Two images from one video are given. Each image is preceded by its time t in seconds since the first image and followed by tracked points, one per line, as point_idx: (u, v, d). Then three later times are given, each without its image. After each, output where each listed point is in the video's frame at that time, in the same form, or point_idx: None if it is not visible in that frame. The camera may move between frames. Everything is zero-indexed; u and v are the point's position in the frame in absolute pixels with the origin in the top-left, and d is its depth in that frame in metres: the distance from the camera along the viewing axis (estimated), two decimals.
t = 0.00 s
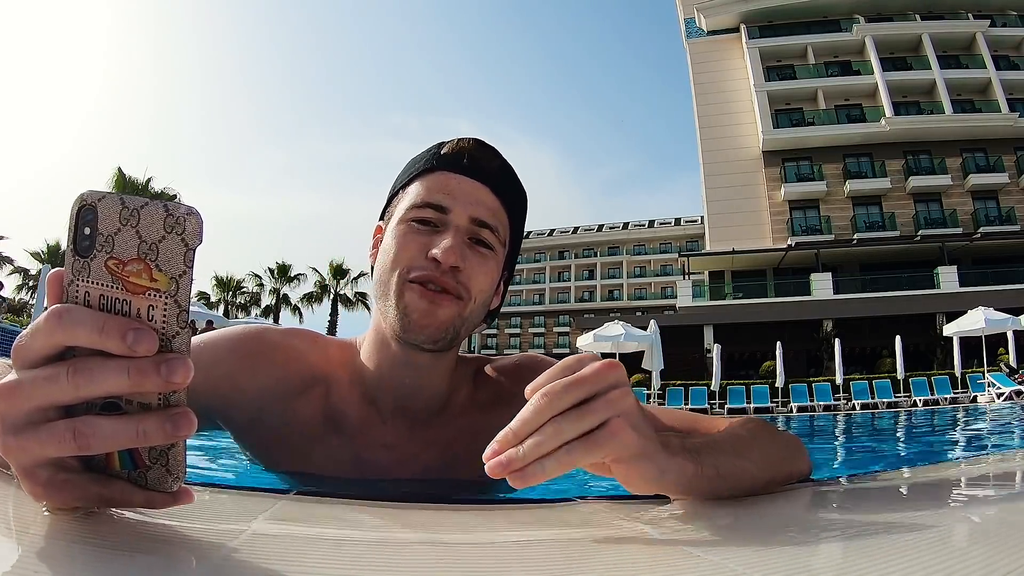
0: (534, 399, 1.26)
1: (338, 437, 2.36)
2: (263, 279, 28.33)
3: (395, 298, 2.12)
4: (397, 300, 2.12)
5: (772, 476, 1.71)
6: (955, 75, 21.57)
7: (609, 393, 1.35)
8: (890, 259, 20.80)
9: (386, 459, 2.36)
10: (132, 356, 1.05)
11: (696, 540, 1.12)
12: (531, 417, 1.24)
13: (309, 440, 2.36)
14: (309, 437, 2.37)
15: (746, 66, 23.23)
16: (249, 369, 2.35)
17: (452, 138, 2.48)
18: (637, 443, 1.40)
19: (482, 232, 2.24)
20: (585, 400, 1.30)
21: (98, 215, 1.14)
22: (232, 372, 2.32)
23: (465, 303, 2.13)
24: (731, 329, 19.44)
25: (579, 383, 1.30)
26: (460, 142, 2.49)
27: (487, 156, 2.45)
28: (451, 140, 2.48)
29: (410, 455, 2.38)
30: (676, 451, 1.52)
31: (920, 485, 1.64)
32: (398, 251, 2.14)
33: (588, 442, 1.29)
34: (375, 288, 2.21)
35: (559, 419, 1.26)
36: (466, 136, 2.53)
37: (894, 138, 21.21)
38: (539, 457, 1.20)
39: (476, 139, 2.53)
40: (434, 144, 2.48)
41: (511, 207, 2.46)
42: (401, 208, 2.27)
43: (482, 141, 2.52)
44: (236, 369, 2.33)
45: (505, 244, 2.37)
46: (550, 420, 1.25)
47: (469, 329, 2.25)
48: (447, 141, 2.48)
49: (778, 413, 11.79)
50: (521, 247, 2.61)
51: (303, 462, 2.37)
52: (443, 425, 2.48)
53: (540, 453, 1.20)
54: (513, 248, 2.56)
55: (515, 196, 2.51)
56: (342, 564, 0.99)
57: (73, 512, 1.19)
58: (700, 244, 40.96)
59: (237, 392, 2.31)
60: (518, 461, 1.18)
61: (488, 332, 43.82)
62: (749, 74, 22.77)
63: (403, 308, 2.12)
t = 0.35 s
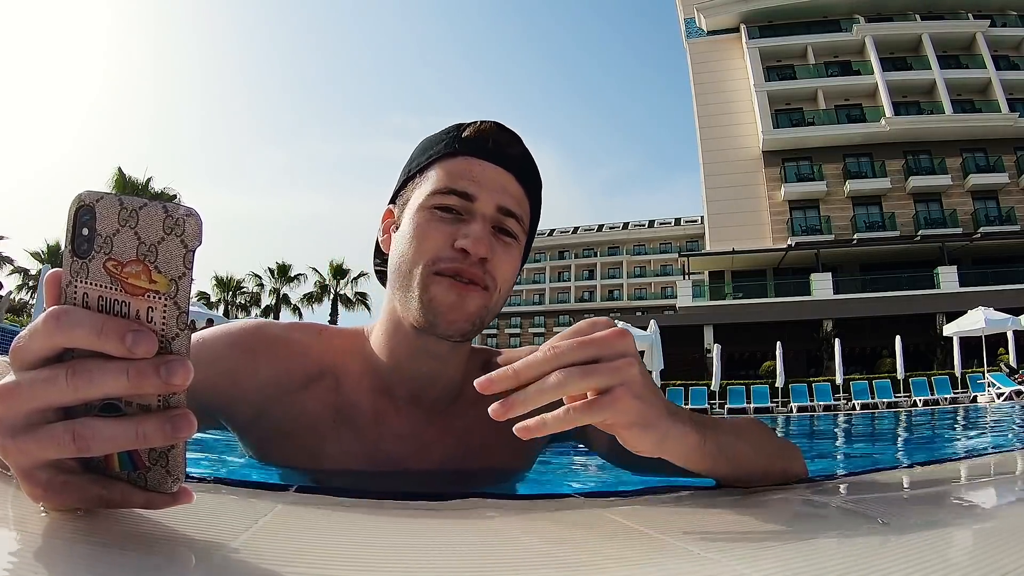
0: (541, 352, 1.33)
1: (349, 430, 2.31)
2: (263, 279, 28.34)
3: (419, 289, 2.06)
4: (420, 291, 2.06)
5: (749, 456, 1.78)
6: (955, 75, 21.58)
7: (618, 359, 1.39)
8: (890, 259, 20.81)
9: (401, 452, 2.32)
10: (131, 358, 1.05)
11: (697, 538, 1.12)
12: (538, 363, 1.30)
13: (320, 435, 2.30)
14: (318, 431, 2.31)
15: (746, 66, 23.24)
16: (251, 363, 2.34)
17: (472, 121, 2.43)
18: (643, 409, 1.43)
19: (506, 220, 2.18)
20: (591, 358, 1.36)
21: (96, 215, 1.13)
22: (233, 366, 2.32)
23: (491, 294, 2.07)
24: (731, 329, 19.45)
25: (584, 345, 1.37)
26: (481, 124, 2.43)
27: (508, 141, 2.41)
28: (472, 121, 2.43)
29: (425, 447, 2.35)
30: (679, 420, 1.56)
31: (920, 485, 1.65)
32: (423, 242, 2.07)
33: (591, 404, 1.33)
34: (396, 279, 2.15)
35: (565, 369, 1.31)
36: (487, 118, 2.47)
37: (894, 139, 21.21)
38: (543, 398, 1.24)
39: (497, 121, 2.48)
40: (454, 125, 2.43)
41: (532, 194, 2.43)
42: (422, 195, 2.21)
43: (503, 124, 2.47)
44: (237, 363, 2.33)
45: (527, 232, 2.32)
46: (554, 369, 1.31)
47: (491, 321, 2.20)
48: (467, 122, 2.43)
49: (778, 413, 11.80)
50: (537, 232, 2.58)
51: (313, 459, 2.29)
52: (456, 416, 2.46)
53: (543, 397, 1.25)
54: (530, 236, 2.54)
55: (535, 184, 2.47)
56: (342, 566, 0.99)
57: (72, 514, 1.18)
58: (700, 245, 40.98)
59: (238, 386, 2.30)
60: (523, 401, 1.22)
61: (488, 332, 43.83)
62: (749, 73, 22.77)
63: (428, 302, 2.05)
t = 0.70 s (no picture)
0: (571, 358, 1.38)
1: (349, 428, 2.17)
2: (263, 279, 28.36)
3: (405, 296, 1.85)
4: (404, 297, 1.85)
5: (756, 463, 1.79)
6: (955, 75, 21.59)
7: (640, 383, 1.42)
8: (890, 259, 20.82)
9: (405, 451, 2.19)
10: (143, 358, 1.05)
11: (699, 541, 1.13)
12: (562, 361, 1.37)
13: (318, 432, 2.16)
14: (317, 429, 2.17)
15: (746, 66, 23.24)
16: (240, 354, 2.20)
17: (450, 81, 2.12)
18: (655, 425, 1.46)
19: (500, 202, 1.90)
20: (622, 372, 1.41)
21: (112, 216, 1.13)
22: (221, 356, 2.18)
23: (488, 292, 1.85)
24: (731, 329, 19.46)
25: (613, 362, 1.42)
26: (461, 84, 2.13)
27: (495, 100, 2.09)
28: (450, 82, 2.12)
29: (431, 448, 2.23)
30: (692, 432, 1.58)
31: (924, 489, 1.66)
32: (404, 238, 1.84)
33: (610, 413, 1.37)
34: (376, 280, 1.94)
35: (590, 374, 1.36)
36: (469, 77, 2.16)
37: (894, 139, 21.23)
38: (563, 391, 1.29)
39: (480, 78, 2.16)
40: (433, 87, 2.13)
41: (532, 160, 2.12)
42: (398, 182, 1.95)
43: (488, 81, 2.15)
44: (225, 353, 2.18)
45: (527, 211, 2.03)
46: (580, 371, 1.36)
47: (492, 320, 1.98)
48: (445, 83, 2.12)
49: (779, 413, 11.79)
50: (541, 202, 2.30)
51: (312, 459, 2.14)
52: (463, 413, 2.34)
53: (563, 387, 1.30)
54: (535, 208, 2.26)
55: (534, 149, 2.15)
56: (352, 564, 1.00)
57: (81, 513, 1.19)
58: (700, 244, 40.99)
59: (228, 380, 2.15)
60: (545, 387, 1.28)
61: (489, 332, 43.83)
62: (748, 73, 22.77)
63: (415, 307, 1.84)
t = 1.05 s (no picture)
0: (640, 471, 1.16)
1: (345, 446, 2.13)
2: (263, 279, 28.36)
3: (416, 346, 1.76)
4: (416, 347, 1.76)
5: (781, 483, 1.69)
6: (955, 75, 21.60)
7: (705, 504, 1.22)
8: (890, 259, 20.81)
9: (401, 471, 2.15)
10: (132, 358, 1.05)
11: (707, 544, 1.13)
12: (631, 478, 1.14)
13: (312, 451, 2.12)
14: (312, 446, 2.13)
15: (746, 65, 23.23)
16: (236, 365, 2.13)
17: (475, 96, 1.90)
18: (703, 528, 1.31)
19: (526, 246, 1.76)
20: (689, 490, 1.19)
21: (97, 215, 1.13)
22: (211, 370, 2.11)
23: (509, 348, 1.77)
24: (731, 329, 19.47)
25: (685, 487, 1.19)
26: (489, 98, 1.90)
27: (535, 131, 1.89)
28: (475, 97, 1.90)
29: (427, 467, 2.17)
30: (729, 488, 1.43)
31: (923, 486, 1.66)
32: (418, 289, 1.73)
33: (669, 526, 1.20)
34: (388, 326, 1.83)
35: (656, 496, 1.15)
36: (497, 87, 1.93)
37: (894, 139, 21.23)
38: (627, 517, 1.10)
39: (509, 90, 1.93)
40: (455, 100, 1.91)
41: (569, 195, 1.95)
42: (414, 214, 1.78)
43: (518, 95, 1.92)
44: (215, 366, 2.12)
45: (559, 254, 1.90)
46: (646, 490, 1.15)
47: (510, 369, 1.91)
48: (470, 97, 1.90)
49: (779, 413, 11.78)
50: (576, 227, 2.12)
51: (307, 474, 2.12)
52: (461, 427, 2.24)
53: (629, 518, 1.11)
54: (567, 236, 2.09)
55: (570, 178, 1.97)
56: (347, 566, 0.99)
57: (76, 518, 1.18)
58: (700, 245, 40.99)
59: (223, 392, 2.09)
60: (612, 516, 1.08)
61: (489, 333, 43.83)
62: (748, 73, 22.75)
63: (427, 363, 1.75)
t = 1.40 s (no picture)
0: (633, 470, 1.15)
1: (347, 445, 2.13)
2: (263, 279, 28.37)
3: (431, 342, 1.76)
4: (432, 345, 1.75)
5: (776, 480, 1.68)
6: (955, 75, 21.60)
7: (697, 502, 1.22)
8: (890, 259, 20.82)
9: (405, 470, 2.15)
10: (122, 355, 1.05)
11: (700, 544, 1.12)
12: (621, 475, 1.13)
13: (317, 448, 2.12)
14: (315, 443, 2.13)
15: (746, 65, 23.23)
16: (243, 363, 2.14)
17: (488, 106, 1.91)
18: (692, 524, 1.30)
19: (537, 249, 1.78)
20: (680, 486, 1.19)
21: (83, 214, 1.13)
22: (218, 370, 2.11)
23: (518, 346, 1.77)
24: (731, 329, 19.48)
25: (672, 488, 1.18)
26: (501, 111, 1.92)
27: (543, 143, 1.91)
28: (488, 108, 1.91)
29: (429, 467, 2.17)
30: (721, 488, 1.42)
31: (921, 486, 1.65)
32: (433, 287, 1.73)
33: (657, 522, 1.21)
34: (401, 323, 1.83)
35: (645, 495, 1.15)
36: (509, 100, 1.94)
37: (894, 138, 21.22)
38: (616, 515, 1.11)
39: (522, 104, 1.95)
40: (468, 110, 1.92)
41: (571, 206, 1.98)
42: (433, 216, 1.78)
43: (530, 110, 1.94)
44: (223, 366, 2.11)
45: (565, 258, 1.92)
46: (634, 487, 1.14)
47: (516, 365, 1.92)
48: (483, 108, 1.91)
49: (779, 413, 11.78)
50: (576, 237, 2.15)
51: (312, 471, 2.12)
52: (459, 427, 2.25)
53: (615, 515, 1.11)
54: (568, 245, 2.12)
55: (575, 190, 2.01)
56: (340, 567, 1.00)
57: (74, 516, 1.18)
58: (700, 244, 41.00)
59: (232, 390, 2.09)
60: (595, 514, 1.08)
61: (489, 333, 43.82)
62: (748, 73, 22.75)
63: (441, 361, 1.75)
